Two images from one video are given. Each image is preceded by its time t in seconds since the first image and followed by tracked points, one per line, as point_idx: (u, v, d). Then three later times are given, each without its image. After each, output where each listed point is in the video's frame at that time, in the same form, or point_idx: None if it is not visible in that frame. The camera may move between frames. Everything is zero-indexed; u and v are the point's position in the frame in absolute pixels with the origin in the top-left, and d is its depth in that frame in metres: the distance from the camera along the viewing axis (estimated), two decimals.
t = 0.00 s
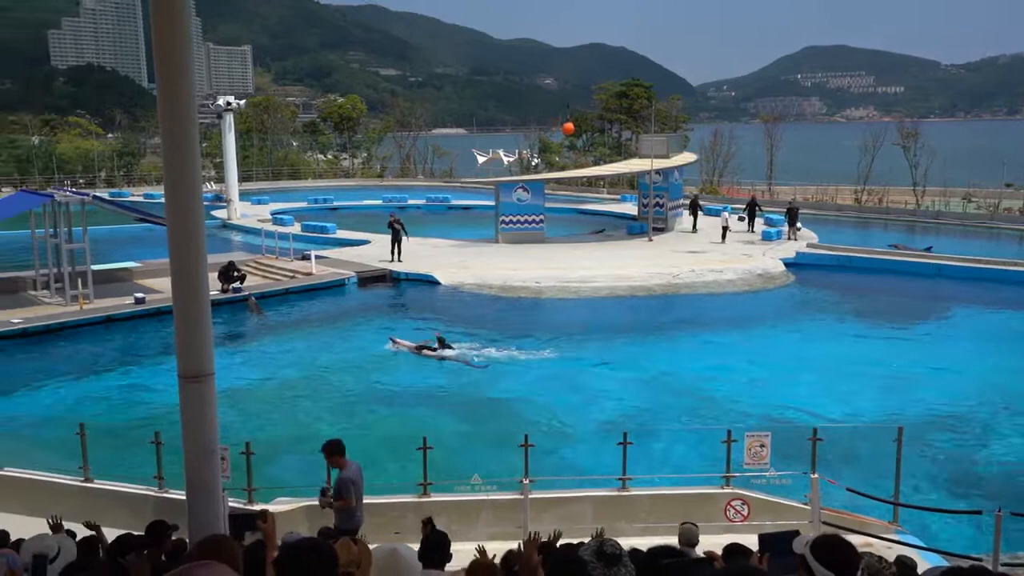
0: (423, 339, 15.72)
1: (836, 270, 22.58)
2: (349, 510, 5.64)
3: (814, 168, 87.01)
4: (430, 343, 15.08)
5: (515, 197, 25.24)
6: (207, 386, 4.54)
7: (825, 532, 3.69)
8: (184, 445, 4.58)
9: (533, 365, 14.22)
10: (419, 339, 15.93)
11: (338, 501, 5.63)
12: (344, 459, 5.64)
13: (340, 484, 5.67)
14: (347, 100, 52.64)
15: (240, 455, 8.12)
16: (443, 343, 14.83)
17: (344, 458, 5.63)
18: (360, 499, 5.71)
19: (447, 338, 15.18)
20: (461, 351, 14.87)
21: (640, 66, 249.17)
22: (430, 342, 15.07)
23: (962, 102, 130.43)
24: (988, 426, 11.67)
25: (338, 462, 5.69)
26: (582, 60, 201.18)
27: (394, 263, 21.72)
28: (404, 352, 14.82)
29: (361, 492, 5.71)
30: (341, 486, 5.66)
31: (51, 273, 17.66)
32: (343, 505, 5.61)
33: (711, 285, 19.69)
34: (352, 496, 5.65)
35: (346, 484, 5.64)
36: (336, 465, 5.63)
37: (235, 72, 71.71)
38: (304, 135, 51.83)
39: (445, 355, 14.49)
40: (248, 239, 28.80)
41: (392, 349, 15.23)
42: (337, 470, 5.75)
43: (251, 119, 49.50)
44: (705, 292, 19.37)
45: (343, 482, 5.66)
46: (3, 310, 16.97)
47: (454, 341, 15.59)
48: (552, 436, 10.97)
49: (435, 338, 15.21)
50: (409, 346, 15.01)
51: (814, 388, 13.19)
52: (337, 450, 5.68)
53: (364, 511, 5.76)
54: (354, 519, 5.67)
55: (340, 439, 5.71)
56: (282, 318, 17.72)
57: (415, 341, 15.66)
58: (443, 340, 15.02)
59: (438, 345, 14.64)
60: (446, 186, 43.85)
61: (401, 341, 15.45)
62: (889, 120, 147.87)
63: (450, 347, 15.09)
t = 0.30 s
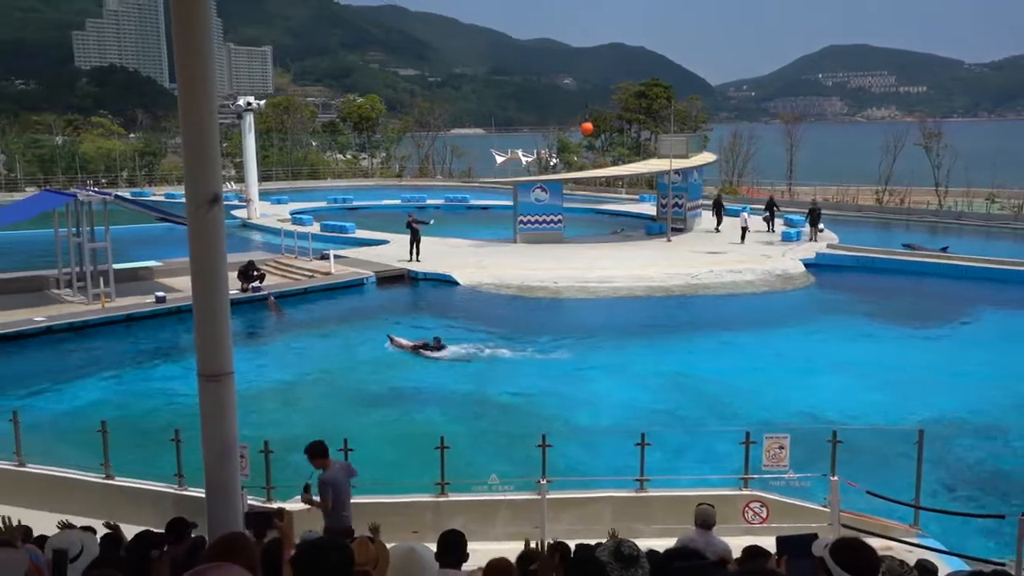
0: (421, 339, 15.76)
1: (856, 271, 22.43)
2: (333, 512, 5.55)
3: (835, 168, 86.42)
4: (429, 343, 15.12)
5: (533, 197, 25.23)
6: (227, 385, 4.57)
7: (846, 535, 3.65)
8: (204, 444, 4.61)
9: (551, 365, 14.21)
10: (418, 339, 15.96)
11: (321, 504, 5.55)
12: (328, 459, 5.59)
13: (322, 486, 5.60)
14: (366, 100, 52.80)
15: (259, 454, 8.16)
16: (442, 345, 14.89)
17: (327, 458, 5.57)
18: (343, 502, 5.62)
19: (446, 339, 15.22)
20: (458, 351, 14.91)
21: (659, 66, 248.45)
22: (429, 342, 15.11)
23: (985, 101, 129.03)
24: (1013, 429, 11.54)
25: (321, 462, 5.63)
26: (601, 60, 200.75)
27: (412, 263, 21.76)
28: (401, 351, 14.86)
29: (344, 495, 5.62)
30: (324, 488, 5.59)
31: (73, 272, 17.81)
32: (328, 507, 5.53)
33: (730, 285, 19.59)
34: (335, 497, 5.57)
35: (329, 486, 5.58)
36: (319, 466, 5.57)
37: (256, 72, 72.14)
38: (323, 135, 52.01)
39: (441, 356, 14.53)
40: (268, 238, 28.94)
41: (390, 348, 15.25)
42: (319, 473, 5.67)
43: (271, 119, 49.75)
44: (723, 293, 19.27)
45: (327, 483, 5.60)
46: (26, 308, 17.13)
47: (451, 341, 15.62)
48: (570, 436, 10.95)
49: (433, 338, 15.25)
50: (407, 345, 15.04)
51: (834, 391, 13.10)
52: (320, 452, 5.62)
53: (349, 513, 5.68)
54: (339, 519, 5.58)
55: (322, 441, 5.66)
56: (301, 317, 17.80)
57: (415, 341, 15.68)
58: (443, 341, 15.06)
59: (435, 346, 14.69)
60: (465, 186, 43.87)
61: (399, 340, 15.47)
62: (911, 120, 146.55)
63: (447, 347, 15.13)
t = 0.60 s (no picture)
0: (416, 339, 15.81)
1: (876, 271, 22.29)
2: (317, 508, 5.66)
3: (856, 168, 85.81)
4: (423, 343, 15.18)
5: (551, 197, 25.21)
6: (245, 383, 4.59)
7: (865, 538, 3.62)
8: (224, 443, 4.64)
9: (571, 365, 14.20)
10: (414, 339, 15.99)
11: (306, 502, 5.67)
12: (310, 457, 5.70)
13: (305, 484, 5.71)
14: (385, 100, 52.93)
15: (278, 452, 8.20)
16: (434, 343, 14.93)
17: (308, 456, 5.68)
18: (326, 500, 5.71)
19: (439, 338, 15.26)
20: (451, 351, 14.95)
21: (678, 66, 247.59)
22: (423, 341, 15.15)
23: (1009, 101, 127.63)
24: None
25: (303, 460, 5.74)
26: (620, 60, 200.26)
27: (430, 263, 21.79)
28: (395, 349, 14.96)
29: (327, 493, 5.71)
30: (305, 486, 5.70)
31: (95, 271, 17.95)
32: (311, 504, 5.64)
33: (749, 286, 19.49)
34: (317, 493, 5.68)
35: (311, 483, 5.68)
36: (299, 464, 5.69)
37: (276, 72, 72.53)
38: (342, 135, 52.19)
39: (431, 355, 14.56)
40: (287, 237, 29.08)
41: (385, 347, 15.34)
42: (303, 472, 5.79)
43: (291, 119, 50.03)
44: (742, 294, 19.17)
45: (309, 481, 5.70)
46: (50, 307, 17.29)
47: (446, 341, 15.65)
48: (587, 436, 10.94)
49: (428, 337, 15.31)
50: (402, 344, 15.11)
51: (854, 392, 13.01)
52: (303, 450, 5.74)
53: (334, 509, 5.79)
54: (323, 515, 5.68)
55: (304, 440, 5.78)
56: (319, 316, 17.87)
57: (410, 341, 15.74)
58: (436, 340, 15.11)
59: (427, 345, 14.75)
60: (483, 186, 43.88)
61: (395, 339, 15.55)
62: (933, 120, 145.21)
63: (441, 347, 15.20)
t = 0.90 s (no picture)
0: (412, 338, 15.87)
1: (896, 272, 22.14)
2: (300, 504, 5.78)
3: (876, 168, 85.27)
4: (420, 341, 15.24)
5: (569, 197, 25.20)
6: (265, 382, 4.62)
7: (886, 541, 3.59)
8: (243, 442, 4.67)
9: (589, 366, 14.17)
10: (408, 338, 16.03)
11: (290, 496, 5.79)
12: (295, 453, 5.81)
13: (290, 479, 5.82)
14: (403, 100, 53.08)
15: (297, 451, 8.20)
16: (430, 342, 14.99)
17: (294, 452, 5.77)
18: (310, 495, 5.85)
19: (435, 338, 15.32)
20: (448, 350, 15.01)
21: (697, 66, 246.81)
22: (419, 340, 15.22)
23: None
24: None
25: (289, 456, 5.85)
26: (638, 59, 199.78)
27: (448, 263, 21.83)
28: (391, 348, 15.03)
29: (310, 488, 5.83)
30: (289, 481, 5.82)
31: (117, 270, 18.10)
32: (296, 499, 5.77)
33: (768, 287, 19.40)
34: (301, 488, 5.80)
35: (296, 478, 5.80)
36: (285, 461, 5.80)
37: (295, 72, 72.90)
38: (360, 135, 52.41)
39: (429, 354, 14.65)
40: (306, 237, 29.23)
41: (381, 346, 15.38)
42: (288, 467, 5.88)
43: (310, 119, 50.28)
44: (761, 294, 19.08)
45: (293, 478, 5.80)
46: (71, 305, 17.44)
47: (442, 340, 15.73)
48: (605, 436, 10.92)
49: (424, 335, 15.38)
50: (398, 343, 15.17)
51: (874, 394, 12.93)
52: (289, 446, 5.86)
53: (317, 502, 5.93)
54: (307, 509, 5.81)
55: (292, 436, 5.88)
56: (337, 315, 17.94)
57: (404, 339, 15.82)
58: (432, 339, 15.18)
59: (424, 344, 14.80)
60: (501, 186, 43.91)
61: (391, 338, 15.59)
62: (955, 119, 143.87)
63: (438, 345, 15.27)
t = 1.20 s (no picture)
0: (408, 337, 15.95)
1: (919, 274, 21.93)
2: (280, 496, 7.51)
3: (899, 168, 84.46)
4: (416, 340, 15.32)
5: (588, 197, 25.14)
6: (285, 381, 4.64)
7: (911, 545, 3.54)
8: (264, 440, 4.71)
9: (608, 366, 14.15)
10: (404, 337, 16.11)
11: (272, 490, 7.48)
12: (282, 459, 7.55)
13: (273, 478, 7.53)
14: (423, 100, 53.17)
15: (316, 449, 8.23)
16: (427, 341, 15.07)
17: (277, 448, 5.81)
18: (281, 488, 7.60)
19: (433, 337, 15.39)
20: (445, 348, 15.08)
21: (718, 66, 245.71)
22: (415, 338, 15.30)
23: None
24: None
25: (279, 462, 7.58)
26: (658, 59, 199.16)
27: (468, 262, 21.84)
28: (389, 348, 15.12)
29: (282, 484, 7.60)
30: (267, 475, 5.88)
31: (139, 269, 18.25)
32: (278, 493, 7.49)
33: (789, 288, 19.27)
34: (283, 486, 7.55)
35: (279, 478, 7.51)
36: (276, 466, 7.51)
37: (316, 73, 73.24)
38: (380, 135, 52.56)
39: (427, 353, 14.72)
40: (326, 237, 29.36)
41: (378, 346, 15.48)
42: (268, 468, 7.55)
43: (330, 119, 50.47)
44: (782, 295, 18.96)
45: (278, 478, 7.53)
46: (94, 304, 17.61)
47: (439, 339, 15.80)
48: (624, 437, 10.88)
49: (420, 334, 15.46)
50: (394, 342, 15.26)
51: (897, 396, 12.82)
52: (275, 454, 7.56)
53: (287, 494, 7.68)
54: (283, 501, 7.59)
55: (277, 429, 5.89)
56: (357, 314, 18.01)
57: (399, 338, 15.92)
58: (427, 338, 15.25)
59: (421, 344, 14.87)
60: (520, 186, 43.90)
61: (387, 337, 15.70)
62: (980, 119, 142.30)
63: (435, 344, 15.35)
